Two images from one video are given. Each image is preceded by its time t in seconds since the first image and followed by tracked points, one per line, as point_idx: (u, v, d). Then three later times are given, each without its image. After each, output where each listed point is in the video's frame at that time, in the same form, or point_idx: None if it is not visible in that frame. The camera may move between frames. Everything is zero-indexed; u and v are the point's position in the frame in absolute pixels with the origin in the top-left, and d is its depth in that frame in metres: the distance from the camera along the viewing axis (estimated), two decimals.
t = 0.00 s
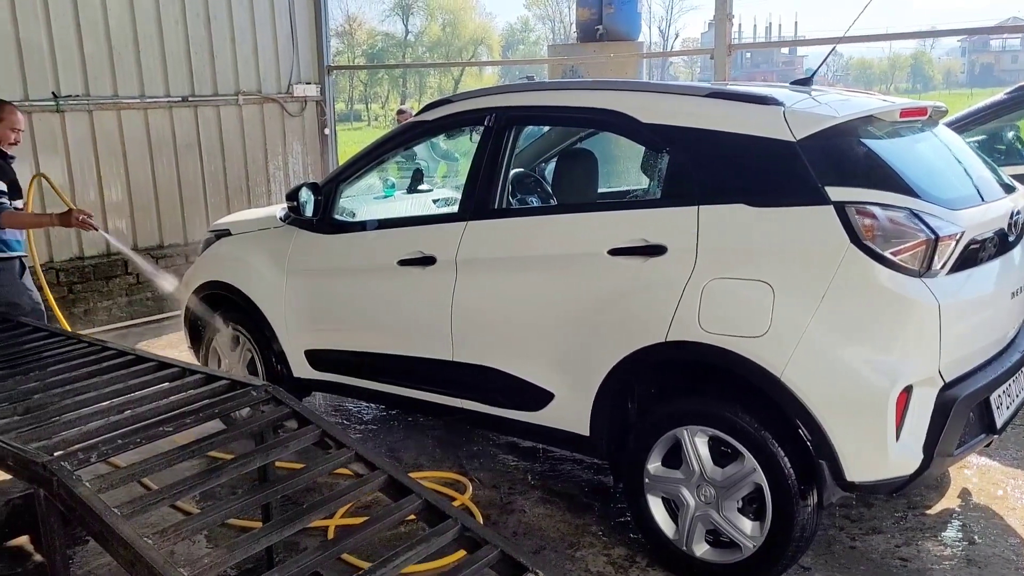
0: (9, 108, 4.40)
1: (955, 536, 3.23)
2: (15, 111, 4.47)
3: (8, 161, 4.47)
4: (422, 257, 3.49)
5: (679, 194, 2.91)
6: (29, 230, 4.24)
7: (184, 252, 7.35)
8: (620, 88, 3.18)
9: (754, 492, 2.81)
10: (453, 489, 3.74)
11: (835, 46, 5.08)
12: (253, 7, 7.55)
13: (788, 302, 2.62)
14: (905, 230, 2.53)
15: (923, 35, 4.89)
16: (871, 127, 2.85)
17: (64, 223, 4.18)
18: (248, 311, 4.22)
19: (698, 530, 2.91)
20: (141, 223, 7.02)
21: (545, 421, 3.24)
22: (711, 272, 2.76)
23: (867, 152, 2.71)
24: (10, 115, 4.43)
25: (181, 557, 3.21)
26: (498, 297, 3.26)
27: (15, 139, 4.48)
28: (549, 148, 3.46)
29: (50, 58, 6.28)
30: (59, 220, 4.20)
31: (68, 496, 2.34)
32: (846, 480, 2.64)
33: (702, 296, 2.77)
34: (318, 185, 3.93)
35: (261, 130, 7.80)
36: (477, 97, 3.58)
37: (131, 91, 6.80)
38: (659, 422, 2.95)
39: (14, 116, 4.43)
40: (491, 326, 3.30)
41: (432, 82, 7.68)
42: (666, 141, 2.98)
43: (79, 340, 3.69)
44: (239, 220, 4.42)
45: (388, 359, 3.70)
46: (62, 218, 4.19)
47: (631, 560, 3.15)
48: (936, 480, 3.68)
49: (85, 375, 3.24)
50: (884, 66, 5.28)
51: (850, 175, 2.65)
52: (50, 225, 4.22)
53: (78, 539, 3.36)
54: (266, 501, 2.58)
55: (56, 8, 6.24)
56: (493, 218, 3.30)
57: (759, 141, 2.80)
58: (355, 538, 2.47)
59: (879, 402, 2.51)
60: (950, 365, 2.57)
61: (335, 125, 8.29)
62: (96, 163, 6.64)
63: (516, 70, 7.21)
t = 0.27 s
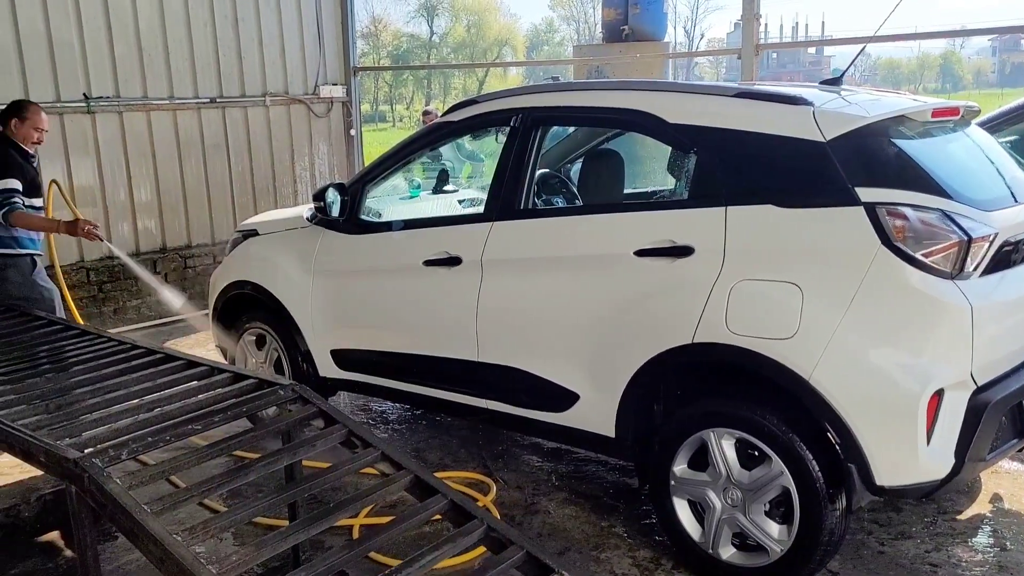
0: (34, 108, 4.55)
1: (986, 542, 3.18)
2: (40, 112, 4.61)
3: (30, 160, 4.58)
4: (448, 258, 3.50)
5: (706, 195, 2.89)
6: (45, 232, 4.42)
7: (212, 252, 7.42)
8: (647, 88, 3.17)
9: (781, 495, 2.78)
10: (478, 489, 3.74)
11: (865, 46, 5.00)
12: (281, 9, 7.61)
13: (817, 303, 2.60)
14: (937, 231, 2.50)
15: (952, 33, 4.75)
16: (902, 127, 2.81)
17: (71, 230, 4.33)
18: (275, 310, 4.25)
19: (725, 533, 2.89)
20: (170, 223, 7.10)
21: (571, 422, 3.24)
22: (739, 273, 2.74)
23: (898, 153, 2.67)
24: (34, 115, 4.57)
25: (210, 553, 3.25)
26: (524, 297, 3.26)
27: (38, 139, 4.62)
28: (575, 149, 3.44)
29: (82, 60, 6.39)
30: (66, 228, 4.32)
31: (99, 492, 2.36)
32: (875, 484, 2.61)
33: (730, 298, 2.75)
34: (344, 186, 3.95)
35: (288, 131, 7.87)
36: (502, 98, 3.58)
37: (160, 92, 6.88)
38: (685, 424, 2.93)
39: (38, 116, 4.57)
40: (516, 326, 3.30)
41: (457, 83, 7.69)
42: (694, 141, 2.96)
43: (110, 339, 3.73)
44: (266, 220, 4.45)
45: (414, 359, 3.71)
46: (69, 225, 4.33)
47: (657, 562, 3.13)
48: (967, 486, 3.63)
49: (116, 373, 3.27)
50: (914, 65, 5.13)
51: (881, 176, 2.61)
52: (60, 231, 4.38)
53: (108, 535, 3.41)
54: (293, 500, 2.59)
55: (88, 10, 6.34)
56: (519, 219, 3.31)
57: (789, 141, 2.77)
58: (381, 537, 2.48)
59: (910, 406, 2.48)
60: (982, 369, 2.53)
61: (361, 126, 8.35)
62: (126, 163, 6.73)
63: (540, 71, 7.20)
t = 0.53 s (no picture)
0: (81, 110, 4.66)
1: None
2: (88, 114, 4.72)
3: (78, 162, 4.70)
4: (491, 259, 3.51)
5: (754, 197, 2.86)
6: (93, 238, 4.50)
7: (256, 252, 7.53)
8: (694, 89, 3.14)
9: (829, 502, 2.74)
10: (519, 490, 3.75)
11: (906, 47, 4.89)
12: (325, 12, 7.71)
13: (868, 307, 2.55)
14: (993, 234, 2.45)
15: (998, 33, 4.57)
16: (956, 127, 2.75)
17: (115, 239, 4.39)
18: (320, 310, 4.30)
19: (771, 539, 2.86)
20: (216, 224, 7.22)
21: (614, 425, 3.23)
22: (787, 276, 2.71)
23: (952, 153, 2.61)
24: (82, 118, 4.68)
25: (257, 550, 3.31)
26: (568, 299, 3.26)
27: (86, 141, 4.73)
28: (620, 149, 3.45)
29: (132, 64, 6.54)
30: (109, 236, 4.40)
31: (152, 488, 2.40)
32: (927, 491, 2.56)
33: (778, 301, 2.72)
34: (388, 188, 3.98)
35: (332, 133, 7.95)
36: (545, 100, 3.58)
37: (208, 95, 7.01)
38: (731, 428, 2.91)
39: (86, 118, 4.68)
40: (559, 328, 3.30)
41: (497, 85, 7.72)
42: (741, 142, 2.94)
43: (159, 338, 3.81)
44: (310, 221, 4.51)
45: (456, 359, 3.73)
46: (114, 234, 4.39)
47: (700, 567, 3.11)
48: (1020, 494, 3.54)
49: (166, 372, 3.33)
50: (962, 65, 4.95)
51: (935, 177, 2.56)
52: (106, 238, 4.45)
53: (158, 530, 3.48)
54: (340, 499, 2.61)
55: (140, 15, 6.50)
56: (563, 220, 3.30)
57: (839, 142, 2.73)
58: (426, 537, 2.48)
59: (964, 412, 2.43)
60: None
61: (403, 128, 8.40)
62: (174, 165, 6.86)
63: (581, 73, 7.20)
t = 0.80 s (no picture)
0: (107, 110, 4.71)
1: None
2: (113, 113, 4.77)
3: (105, 162, 4.76)
4: (514, 260, 3.52)
5: (780, 199, 2.84)
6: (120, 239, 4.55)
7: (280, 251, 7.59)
8: (720, 90, 3.13)
9: (856, 507, 2.72)
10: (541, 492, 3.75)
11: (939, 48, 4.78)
12: (350, 14, 7.76)
13: (896, 310, 2.53)
14: None
15: None
16: (986, 129, 2.72)
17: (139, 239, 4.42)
18: (343, 310, 4.32)
19: (795, 544, 2.84)
20: (241, 224, 7.29)
21: (637, 427, 3.22)
22: (814, 279, 2.69)
23: (983, 156, 2.58)
24: (108, 117, 4.73)
25: (281, 548, 3.33)
26: (592, 301, 3.25)
27: (112, 140, 4.78)
28: (643, 151, 3.45)
29: (161, 65, 6.62)
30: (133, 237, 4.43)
31: (179, 485, 2.42)
32: (955, 498, 2.52)
33: (804, 304, 2.70)
34: (412, 189, 3.99)
35: (356, 134, 8.01)
36: (570, 101, 3.58)
37: (234, 96, 7.08)
38: (755, 431, 2.89)
39: (111, 118, 4.73)
40: (583, 329, 3.30)
41: (521, 86, 7.71)
42: (768, 144, 2.92)
43: (186, 337, 3.84)
44: (335, 221, 4.53)
45: (479, 360, 3.74)
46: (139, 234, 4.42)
47: (724, 571, 3.09)
48: None
49: (193, 370, 3.37)
50: (990, 67, 4.85)
51: (965, 180, 2.53)
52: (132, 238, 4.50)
53: (184, 526, 3.52)
54: (364, 498, 2.62)
55: (168, 17, 6.57)
56: (586, 222, 3.30)
57: (867, 144, 2.71)
58: (449, 537, 2.49)
59: (993, 418, 2.40)
60: None
61: (427, 129, 8.46)
62: (200, 165, 6.94)
63: (604, 74, 7.17)
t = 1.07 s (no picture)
0: (110, 108, 4.70)
1: None
2: (116, 111, 4.76)
3: (109, 161, 4.76)
4: (517, 261, 3.52)
5: (784, 202, 2.84)
6: (130, 237, 4.50)
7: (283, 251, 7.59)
8: (724, 92, 3.13)
9: (858, 511, 2.71)
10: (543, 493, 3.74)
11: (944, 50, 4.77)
12: (355, 14, 7.77)
13: (900, 313, 2.52)
14: None
15: None
16: (991, 133, 2.71)
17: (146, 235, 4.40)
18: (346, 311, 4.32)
19: (798, 547, 2.83)
20: (245, 224, 7.29)
21: (639, 429, 3.21)
22: (817, 282, 2.68)
23: (987, 160, 2.57)
24: (111, 116, 4.72)
25: (282, 549, 3.33)
26: (595, 302, 3.25)
27: (116, 138, 4.77)
28: (647, 153, 3.44)
29: (165, 64, 6.63)
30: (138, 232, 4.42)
31: (180, 485, 2.42)
32: (959, 503, 2.51)
33: (808, 307, 2.69)
34: (416, 189, 4.00)
35: (360, 134, 8.02)
36: (574, 102, 3.58)
37: (238, 95, 7.08)
38: (758, 434, 2.88)
39: (114, 116, 4.72)
40: (585, 331, 3.29)
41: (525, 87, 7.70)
42: (772, 146, 2.92)
43: (188, 337, 3.84)
44: (339, 221, 4.54)
45: (481, 361, 3.74)
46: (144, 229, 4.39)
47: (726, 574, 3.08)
48: None
49: (195, 370, 3.37)
50: (995, 70, 4.79)
51: (969, 183, 2.52)
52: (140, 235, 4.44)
53: (185, 527, 3.52)
54: (365, 499, 2.62)
55: (173, 16, 6.58)
56: (590, 223, 3.29)
57: (871, 147, 2.70)
58: (451, 539, 2.49)
59: (997, 423, 2.39)
60: None
61: (431, 129, 8.47)
62: (204, 164, 6.94)
63: (608, 75, 7.16)
